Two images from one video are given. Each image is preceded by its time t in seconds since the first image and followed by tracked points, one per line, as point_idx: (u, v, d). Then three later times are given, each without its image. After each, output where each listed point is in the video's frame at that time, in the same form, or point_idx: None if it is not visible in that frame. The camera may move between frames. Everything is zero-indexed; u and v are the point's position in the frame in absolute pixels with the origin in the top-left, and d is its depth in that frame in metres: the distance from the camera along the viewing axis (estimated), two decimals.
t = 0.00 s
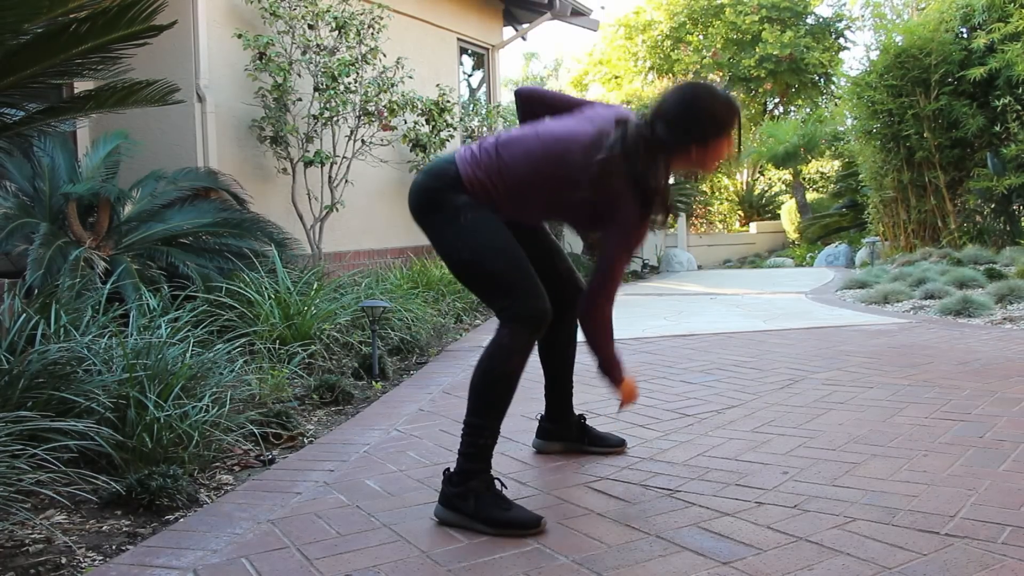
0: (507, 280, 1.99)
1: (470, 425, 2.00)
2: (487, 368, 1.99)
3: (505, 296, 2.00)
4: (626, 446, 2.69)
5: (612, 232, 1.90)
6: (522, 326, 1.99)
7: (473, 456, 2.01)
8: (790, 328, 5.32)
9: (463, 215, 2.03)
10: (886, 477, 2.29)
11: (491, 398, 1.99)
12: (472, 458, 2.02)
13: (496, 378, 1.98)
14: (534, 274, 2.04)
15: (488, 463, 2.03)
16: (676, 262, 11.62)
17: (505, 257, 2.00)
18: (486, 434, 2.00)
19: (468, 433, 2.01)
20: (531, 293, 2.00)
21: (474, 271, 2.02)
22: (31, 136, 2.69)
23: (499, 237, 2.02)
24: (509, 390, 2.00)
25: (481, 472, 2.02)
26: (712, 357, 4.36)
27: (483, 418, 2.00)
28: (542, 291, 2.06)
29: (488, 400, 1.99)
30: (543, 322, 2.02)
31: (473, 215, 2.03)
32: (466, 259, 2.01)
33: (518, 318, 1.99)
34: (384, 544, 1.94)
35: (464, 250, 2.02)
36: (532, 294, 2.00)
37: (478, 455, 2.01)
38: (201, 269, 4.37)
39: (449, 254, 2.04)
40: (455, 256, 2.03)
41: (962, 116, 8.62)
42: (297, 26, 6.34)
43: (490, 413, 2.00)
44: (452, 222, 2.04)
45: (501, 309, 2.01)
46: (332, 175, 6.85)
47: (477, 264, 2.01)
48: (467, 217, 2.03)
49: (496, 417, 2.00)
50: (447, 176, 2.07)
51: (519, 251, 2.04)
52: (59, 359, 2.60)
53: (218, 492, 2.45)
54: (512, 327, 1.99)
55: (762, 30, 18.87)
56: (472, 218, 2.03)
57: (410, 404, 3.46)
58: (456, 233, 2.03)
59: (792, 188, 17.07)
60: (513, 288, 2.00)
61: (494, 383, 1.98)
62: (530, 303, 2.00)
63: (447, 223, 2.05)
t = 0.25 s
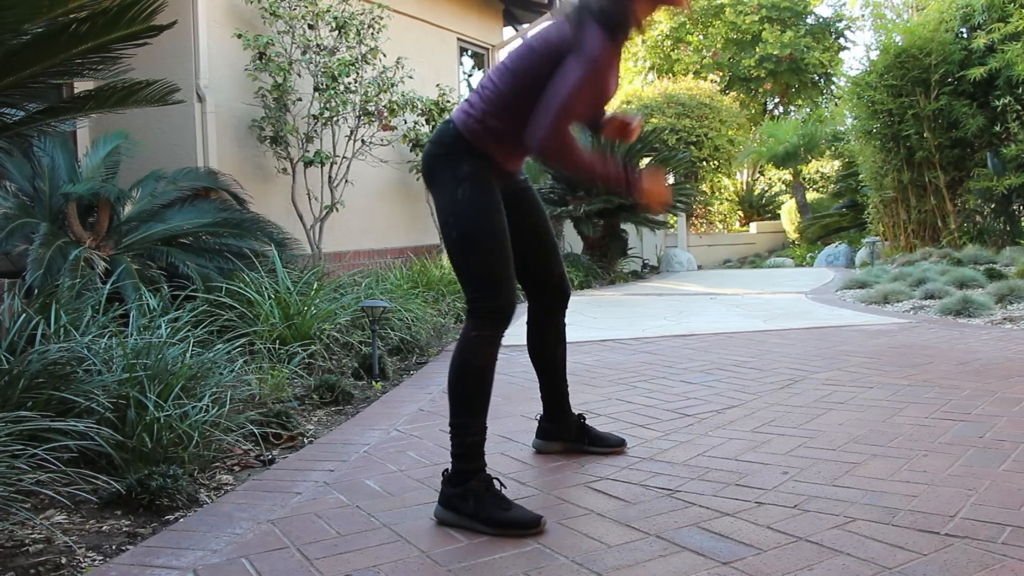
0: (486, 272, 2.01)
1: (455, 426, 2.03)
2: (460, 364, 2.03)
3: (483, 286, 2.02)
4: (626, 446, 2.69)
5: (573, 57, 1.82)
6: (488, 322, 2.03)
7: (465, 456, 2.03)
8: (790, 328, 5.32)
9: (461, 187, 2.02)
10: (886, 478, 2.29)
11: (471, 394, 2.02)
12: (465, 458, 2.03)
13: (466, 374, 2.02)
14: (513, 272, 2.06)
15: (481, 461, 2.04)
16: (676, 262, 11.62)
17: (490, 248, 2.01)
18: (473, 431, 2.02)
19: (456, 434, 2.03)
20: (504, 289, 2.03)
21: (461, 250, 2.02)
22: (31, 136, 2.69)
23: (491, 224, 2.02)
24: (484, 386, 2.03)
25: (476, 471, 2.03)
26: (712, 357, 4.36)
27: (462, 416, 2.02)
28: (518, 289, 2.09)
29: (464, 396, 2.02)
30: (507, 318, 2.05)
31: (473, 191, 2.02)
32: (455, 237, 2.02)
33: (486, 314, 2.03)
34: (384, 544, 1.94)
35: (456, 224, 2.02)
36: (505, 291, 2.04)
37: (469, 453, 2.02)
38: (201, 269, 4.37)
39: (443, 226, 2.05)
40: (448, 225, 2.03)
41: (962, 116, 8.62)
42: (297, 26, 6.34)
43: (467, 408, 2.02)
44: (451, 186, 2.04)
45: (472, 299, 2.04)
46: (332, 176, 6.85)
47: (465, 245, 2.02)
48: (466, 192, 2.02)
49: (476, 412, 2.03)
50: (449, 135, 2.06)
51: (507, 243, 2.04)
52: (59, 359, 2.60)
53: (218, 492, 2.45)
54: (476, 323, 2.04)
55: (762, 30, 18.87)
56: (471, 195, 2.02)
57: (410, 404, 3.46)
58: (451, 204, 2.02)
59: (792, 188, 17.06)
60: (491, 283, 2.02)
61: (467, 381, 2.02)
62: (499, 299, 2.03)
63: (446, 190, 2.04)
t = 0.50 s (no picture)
0: (474, 277, 2.01)
1: (447, 427, 2.03)
2: (444, 364, 2.04)
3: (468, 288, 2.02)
4: (626, 446, 2.69)
5: None
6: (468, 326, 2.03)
7: (461, 456, 2.03)
8: (790, 329, 5.32)
9: (467, 182, 2.01)
10: (886, 477, 2.29)
11: (461, 395, 2.02)
12: (461, 458, 2.03)
13: (450, 374, 2.03)
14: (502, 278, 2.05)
15: (476, 461, 2.04)
16: (676, 262, 11.61)
17: (482, 252, 2.00)
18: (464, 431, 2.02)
19: (448, 435, 2.03)
20: (490, 297, 2.03)
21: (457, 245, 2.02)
22: (30, 136, 2.69)
23: (491, 227, 2.01)
24: (472, 386, 2.04)
25: (473, 471, 2.03)
26: (712, 357, 4.36)
27: (451, 416, 2.02)
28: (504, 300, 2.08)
29: (452, 397, 2.02)
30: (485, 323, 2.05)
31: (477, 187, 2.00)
32: (455, 234, 2.02)
33: (470, 319, 2.03)
34: (384, 544, 1.94)
35: (457, 219, 2.01)
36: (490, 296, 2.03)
37: (462, 454, 2.02)
38: (201, 269, 4.36)
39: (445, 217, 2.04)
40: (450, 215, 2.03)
41: (962, 116, 8.62)
42: (297, 26, 6.34)
43: (454, 408, 2.02)
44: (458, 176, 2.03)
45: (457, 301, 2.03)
46: (332, 176, 6.85)
47: (461, 243, 2.01)
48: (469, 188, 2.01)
49: (464, 412, 2.02)
50: (460, 122, 2.06)
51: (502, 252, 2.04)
52: (59, 359, 2.61)
53: (218, 492, 2.45)
54: (458, 326, 2.04)
55: (762, 30, 18.87)
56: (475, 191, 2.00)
57: (410, 404, 3.46)
58: (456, 197, 2.01)
59: (792, 188, 17.06)
60: (476, 287, 2.01)
61: (454, 382, 2.02)
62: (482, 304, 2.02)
63: (453, 181, 2.03)
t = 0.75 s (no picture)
0: (464, 269, 1.98)
1: (451, 428, 2.01)
2: (449, 367, 2.02)
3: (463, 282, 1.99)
4: (626, 446, 2.69)
5: None
6: (474, 322, 2.01)
7: (462, 457, 2.02)
8: (790, 328, 5.32)
9: (432, 184, 1.99)
10: (886, 477, 2.29)
11: (465, 395, 2.00)
12: (462, 459, 2.02)
13: (456, 374, 2.01)
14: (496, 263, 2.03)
15: (476, 462, 2.04)
16: (676, 262, 11.61)
17: (468, 247, 1.97)
18: (467, 433, 2.01)
19: (451, 436, 2.01)
20: (488, 289, 2.00)
21: (443, 246, 1.99)
22: (31, 136, 2.69)
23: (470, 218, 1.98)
24: (476, 385, 2.02)
25: (475, 471, 2.03)
26: (712, 357, 4.36)
27: (454, 417, 2.01)
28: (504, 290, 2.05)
29: (457, 397, 2.00)
30: (491, 312, 2.02)
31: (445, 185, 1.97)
32: (433, 236, 2.00)
33: (473, 315, 2.00)
34: (384, 544, 1.94)
35: (432, 221, 1.99)
36: (488, 284, 2.00)
37: (464, 454, 2.02)
38: (201, 269, 4.37)
39: (424, 224, 2.02)
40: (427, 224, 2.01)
41: (962, 116, 8.61)
42: (297, 26, 6.34)
43: (456, 409, 2.00)
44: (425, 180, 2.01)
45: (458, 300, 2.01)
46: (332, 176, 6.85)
47: (444, 242, 1.98)
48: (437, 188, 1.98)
49: (467, 412, 2.01)
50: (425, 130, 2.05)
51: (488, 243, 2.01)
52: (59, 359, 2.61)
53: (218, 492, 2.45)
54: (464, 324, 2.02)
55: (762, 30, 18.88)
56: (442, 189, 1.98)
57: (410, 404, 3.46)
58: (426, 200, 2.00)
59: (792, 188, 17.06)
60: (472, 276, 1.98)
61: (460, 382, 2.01)
62: (482, 295, 2.00)
63: (421, 185, 2.02)
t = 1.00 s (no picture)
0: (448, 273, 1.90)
1: (448, 434, 1.99)
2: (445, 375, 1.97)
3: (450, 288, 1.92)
4: (626, 446, 2.69)
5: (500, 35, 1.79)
6: (468, 324, 1.96)
7: (460, 460, 2.01)
8: (790, 328, 5.33)
9: (400, 199, 1.89)
10: (886, 477, 2.29)
11: (461, 403, 1.97)
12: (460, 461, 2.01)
13: (453, 382, 1.96)
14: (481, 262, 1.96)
15: (474, 464, 2.02)
16: (676, 262, 11.61)
17: (448, 252, 1.89)
18: (464, 437, 1.98)
19: (448, 441, 1.99)
20: (478, 286, 1.93)
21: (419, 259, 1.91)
22: (31, 136, 2.69)
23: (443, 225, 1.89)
24: (474, 390, 1.98)
25: (473, 473, 2.02)
26: (712, 357, 4.36)
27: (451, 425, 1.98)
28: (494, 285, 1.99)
29: (453, 404, 1.96)
30: (487, 313, 1.96)
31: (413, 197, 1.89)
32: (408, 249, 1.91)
33: (467, 317, 1.95)
34: (384, 544, 1.94)
35: (404, 237, 1.91)
36: (477, 285, 1.93)
37: (462, 458, 2.00)
38: (201, 269, 4.37)
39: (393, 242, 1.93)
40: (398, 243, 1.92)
41: (962, 116, 8.61)
42: (297, 26, 6.34)
43: (452, 416, 1.97)
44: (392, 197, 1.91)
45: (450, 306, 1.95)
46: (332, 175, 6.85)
47: (420, 255, 1.90)
48: (404, 202, 1.90)
49: (464, 419, 1.97)
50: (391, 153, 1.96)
51: (468, 242, 1.93)
52: (59, 359, 2.61)
53: (218, 492, 2.45)
54: (459, 329, 1.97)
55: (762, 30, 18.88)
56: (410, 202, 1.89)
57: (410, 404, 3.46)
58: (395, 219, 1.90)
59: (792, 188, 17.06)
60: (458, 279, 1.91)
61: (455, 391, 1.96)
62: (473, 296, 1.92)
63: (386, 204, 1.92)
